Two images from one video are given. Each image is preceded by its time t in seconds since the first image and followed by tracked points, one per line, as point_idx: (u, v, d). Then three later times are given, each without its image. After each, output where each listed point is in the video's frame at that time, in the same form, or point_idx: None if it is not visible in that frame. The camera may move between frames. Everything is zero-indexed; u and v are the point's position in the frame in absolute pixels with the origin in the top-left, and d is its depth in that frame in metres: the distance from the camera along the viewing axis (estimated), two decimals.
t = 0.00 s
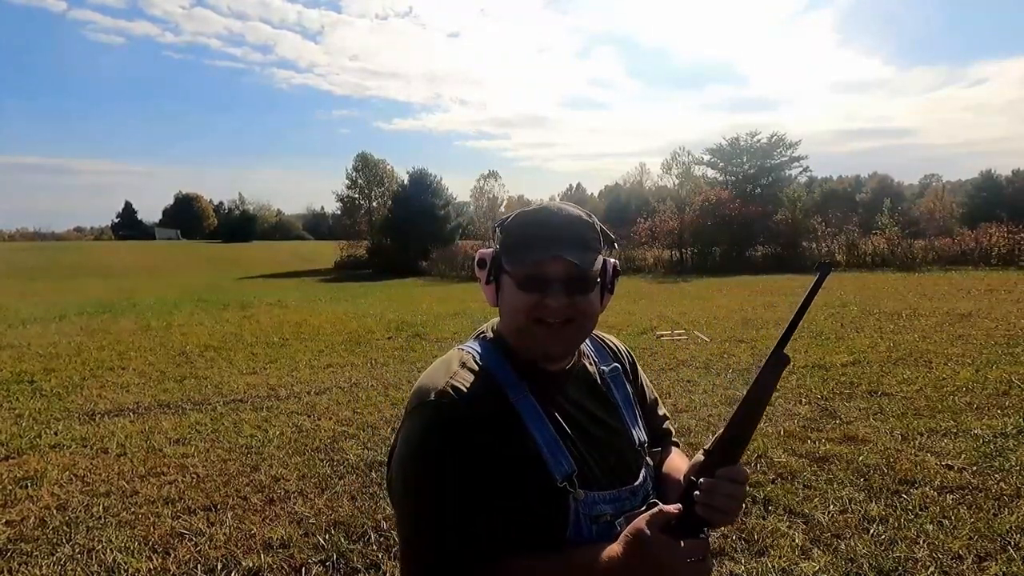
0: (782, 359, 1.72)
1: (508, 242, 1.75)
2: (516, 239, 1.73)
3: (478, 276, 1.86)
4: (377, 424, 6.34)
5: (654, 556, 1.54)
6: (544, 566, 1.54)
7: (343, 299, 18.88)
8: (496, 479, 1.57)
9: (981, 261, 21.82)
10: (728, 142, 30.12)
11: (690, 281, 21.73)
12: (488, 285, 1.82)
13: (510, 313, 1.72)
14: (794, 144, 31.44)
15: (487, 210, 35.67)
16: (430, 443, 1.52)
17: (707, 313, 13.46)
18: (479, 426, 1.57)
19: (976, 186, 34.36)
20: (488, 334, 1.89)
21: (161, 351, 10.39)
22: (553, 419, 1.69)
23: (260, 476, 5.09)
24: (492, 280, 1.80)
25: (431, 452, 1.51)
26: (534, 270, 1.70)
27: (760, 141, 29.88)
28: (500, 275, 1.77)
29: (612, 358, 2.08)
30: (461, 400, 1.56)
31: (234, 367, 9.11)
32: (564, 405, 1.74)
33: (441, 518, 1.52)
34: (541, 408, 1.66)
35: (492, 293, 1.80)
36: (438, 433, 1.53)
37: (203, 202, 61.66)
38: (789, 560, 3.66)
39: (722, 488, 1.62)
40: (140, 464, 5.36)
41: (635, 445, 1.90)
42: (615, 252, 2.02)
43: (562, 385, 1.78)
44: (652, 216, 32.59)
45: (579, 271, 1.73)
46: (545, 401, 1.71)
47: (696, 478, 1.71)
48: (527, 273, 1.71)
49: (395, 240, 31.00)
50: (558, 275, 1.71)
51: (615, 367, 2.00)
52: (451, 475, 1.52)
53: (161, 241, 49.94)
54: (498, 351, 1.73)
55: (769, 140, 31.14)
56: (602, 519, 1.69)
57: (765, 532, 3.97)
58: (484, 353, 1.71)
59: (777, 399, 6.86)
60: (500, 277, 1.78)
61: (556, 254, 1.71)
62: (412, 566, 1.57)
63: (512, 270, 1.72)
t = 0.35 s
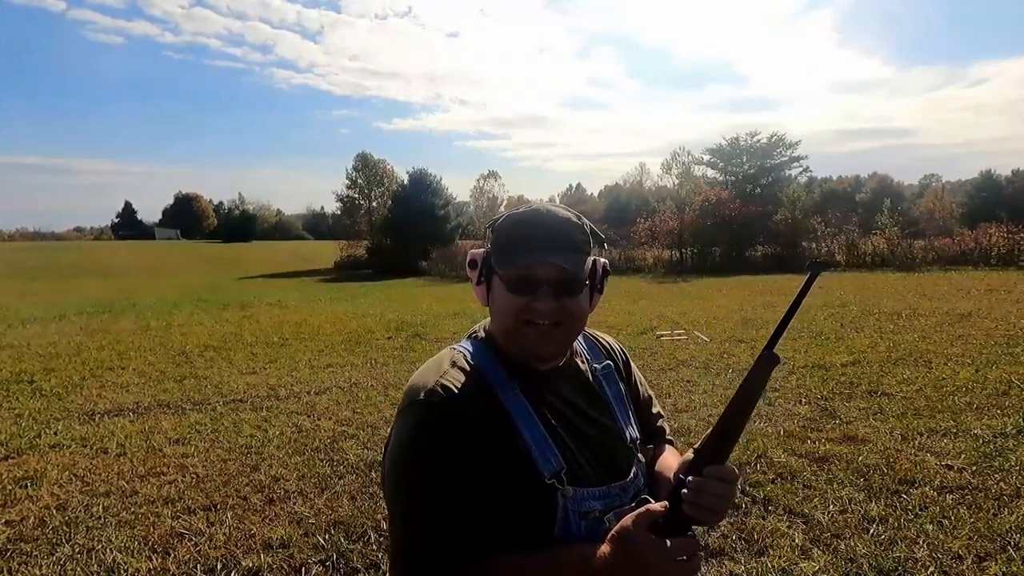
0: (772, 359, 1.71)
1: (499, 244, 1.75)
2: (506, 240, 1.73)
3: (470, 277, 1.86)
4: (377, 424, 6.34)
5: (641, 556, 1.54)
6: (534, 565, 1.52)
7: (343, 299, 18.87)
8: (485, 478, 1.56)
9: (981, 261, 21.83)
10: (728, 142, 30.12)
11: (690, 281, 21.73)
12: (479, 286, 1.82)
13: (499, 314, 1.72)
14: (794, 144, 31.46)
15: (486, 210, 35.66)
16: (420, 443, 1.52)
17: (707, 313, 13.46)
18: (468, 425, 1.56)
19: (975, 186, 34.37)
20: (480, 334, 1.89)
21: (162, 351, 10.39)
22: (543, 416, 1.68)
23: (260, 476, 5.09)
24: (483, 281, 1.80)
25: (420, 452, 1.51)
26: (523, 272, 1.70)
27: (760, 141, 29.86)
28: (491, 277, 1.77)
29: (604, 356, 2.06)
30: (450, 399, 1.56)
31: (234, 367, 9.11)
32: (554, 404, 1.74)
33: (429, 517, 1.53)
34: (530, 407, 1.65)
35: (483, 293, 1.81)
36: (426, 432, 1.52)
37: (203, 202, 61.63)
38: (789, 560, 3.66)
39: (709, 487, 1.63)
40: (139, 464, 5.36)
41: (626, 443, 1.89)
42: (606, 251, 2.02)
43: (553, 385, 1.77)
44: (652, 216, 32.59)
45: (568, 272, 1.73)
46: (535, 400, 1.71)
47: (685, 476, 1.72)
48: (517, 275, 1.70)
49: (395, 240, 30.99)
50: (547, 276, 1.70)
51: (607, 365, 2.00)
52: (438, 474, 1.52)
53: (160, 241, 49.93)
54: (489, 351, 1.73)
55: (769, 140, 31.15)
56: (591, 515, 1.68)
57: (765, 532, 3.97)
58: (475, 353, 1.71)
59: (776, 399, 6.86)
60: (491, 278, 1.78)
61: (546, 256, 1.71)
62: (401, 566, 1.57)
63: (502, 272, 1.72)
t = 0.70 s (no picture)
0: (756, 357, 1.79)
1: (485, 246, 1.76)
2: (492, 241, 1.75)
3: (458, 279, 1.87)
4: (377, 424, 6.34)
5: (633, 556, 1.55)
6: (523, 562, 1.52)
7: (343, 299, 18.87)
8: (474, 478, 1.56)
9: (981, 261, 21.84)
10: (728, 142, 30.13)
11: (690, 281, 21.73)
12: (467, 287, 1.82)
13: (488, 314, 1.73)
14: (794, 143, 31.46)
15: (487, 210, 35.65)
16: (409, 443, 1.52)
17: (707, 313, 13.46)
18: (456, 425, 1.57)
19: (975, 186, 34.39)
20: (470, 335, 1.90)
21: (162, 351, 10.38)
22: (532, 414, 1.68)
23: (260, 476, 5.09)
24: (471, 282, 1.80)
25: (410, 451, 1.52)
26: (509, 272, 1.71)
27: (760, 141, 29.86)
28: (479, 278, 1.78)
29: (595, 354, 2.06)
30: (438, 399, 1.56)
31: (234, 367, 9.11)
32: (543, 402, 1.74)
33: (419, 518, 1.53)
34: (519, 405, 1.66)
35: (471, 294, 1.81)
36: (415, 432, 1.53)
37: (203, 202, 61.57)
38: (789, 560, 3.66)
39: (697, 483, 1.68)
40: (139, 465, 5.36)
41: (617, 439, 1.89)
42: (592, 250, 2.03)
43: (543, 383, 1.78)
44: (652, 216, 32.59)
45: (554, 270, 1.73)
46: (524, 398, 1.71)
47: (672, 472, 1.75)
48: (504, 275, 1.71)
49: (395, 240, 30.99)
50: (534, 275, 1.71)
51: (597, 362, 1.99)
52: (427, 474, 1.53)
53: (160, 241, 49.88)
54: (479, 350, 1.73)
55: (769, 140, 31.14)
56: (581, 512, 1.69)
57: (765, 533, 3.97)
58: (464, 353, 1.72)
59: (777, 399, 6.86)
60: (478, 279, 1.78)
61: (532, 255, 1.72)
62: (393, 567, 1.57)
63: (489, 273, 1.73)
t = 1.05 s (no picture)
0: (748, 355, 1.76)
1: (471, 245, 1.77)
2: (479, 240, 1.75)
3: (444, 279, 1.86)
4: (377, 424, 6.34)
5: (620, 553, 1.57)
6: (513, 561, 1.53)
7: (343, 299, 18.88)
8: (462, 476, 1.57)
9: (981, 262, 21.86)
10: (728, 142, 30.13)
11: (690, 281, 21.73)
12: (454, 287, 1.82)
13: (476, 312, 1.73)
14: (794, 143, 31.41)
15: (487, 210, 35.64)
16: (398, 442, 1.54)
17: (707, 313, 13.46)
18: (444, 423, 1.57)
19: (975, 186, 34.40)
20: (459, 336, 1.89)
21: (162, 351, 10.38)
22: (520, 411, 1.68)
23: (260, 476, 5.09)
24: (458, 282, 1.80)
25: (398, 451, 1.54)
26: (496, 268, 1.71)
27: (760, 141, 29.83)
28: (465, 277, 1.77)
29: (585, 352, 2.05)
30: (425, 397, 1.57)
31: (234, 367, 9.11)
32: (532, 398, 1.73)
33: (408, 518, 1.55)
34: (508, 401, 1.66)
35: (459, 294, 1.81)
36: (403, 431, 1.55)
37: (203, 202, 61.55)
38: (789, 560, 3.66)
39: (687, 481, 1.67)
40: (140, 464, 5.36)
41: (607, 437, 1.88)
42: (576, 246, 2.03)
43: (532, 380, 1.77)
44: (652, 216, 32.59)
45: (540, 265, 1.74)
46: (513, 395, 1.70)
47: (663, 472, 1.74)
48: (490, 272, 1.71)
49: (395, 240, 30.99)
50: (520, 270, 1.71)
51: (587, 360, 1.98)
52: (415, 473, 1.55)
53: (160, 241, 49.84)
54: (466, 348, 1.73)
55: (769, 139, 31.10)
56: (571, 509, 1.69)
57: (765, 532, 3.98)
58: (453, 351, 1.71)
59: (777, 399, 6.86)
60: (465, 278, 1.78)
61: (518, 251, 1.73)
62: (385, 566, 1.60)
63: (476, 270, 1.73)
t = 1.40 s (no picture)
0: (727, 346, 1.76)
1: (458, 247, 1.78)
2: (467, 242, 1.76)
3: (433, 281, 1.87)
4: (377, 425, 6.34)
5: (607, 548, 1.55)
6: (505, 557, 1.52)
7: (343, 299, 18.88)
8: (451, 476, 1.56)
9: (982, 262, 21.89)
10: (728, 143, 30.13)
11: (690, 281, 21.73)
12: (443, 289, 1.83)
13: (464, 314, 1.73)
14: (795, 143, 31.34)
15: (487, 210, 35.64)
16: (385, 444, 1.54)
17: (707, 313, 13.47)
18: (432, 423, 1.56)
19: (976, 186, 34.45)
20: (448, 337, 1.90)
21: (162, 351, 10.38)
22: (509, 409, 1.68)
23: (260, 476, 5.09)
24: (446, 283, 1.81)
25: (387, 451, 1.54)
26: (482, 270, 1.72)
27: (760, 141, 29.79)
28: (454, 279, 1.78)
29: (572, 351, 2.06)
30: (414, 398, 1.57)
31: (234, 367, 9.11)
32: (522, 396, 1.73)
33: (399, 519, 1.53)
34: (497, 400, 1.67)
35: (448, 296, 1.81)
36: (393, 431, 1.54)
37: (203, 202, 61.50)
38: (789, 560, 3.66)
39: (673, 473, 1.68)
40: (139, 465, 5.36)
41: (595, 434, 1.89)
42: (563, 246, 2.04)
43: (522, 379, 1.78)
44: (652, 216, 32.59)
45: (527, 267, 1.74)
46: (502, 394, 1.70)
47: (648, 466, 1.75)
48: (476, 273, 1.72)
49: (395, 240, 31.00)
50: (506, 271, 1.72)
51: (575, 359, 1.99)
52: (406, 472, 1.54)
53: (160, 241, 49.83)
54: (457, 349, 1.73)
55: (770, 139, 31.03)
56: (560, 506, 1.69)
57: (765, 532, 3.98)
58: (442, 352, 1.72)
59: (777, 399, 6.86)
60: (453, 280, 1.79)
61: (504, 251, 1.73)
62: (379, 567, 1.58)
63: (463, 272, 1.73)
